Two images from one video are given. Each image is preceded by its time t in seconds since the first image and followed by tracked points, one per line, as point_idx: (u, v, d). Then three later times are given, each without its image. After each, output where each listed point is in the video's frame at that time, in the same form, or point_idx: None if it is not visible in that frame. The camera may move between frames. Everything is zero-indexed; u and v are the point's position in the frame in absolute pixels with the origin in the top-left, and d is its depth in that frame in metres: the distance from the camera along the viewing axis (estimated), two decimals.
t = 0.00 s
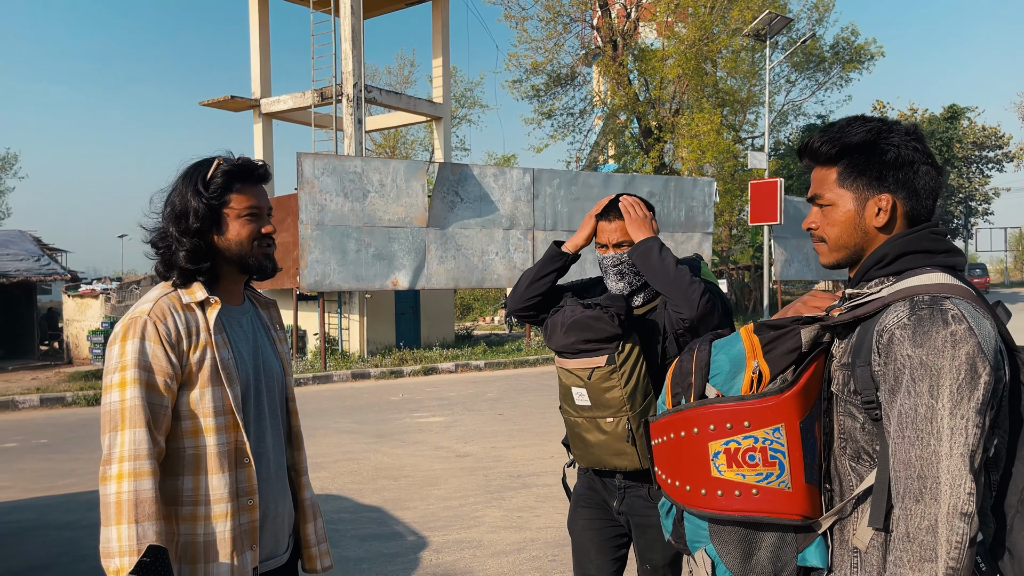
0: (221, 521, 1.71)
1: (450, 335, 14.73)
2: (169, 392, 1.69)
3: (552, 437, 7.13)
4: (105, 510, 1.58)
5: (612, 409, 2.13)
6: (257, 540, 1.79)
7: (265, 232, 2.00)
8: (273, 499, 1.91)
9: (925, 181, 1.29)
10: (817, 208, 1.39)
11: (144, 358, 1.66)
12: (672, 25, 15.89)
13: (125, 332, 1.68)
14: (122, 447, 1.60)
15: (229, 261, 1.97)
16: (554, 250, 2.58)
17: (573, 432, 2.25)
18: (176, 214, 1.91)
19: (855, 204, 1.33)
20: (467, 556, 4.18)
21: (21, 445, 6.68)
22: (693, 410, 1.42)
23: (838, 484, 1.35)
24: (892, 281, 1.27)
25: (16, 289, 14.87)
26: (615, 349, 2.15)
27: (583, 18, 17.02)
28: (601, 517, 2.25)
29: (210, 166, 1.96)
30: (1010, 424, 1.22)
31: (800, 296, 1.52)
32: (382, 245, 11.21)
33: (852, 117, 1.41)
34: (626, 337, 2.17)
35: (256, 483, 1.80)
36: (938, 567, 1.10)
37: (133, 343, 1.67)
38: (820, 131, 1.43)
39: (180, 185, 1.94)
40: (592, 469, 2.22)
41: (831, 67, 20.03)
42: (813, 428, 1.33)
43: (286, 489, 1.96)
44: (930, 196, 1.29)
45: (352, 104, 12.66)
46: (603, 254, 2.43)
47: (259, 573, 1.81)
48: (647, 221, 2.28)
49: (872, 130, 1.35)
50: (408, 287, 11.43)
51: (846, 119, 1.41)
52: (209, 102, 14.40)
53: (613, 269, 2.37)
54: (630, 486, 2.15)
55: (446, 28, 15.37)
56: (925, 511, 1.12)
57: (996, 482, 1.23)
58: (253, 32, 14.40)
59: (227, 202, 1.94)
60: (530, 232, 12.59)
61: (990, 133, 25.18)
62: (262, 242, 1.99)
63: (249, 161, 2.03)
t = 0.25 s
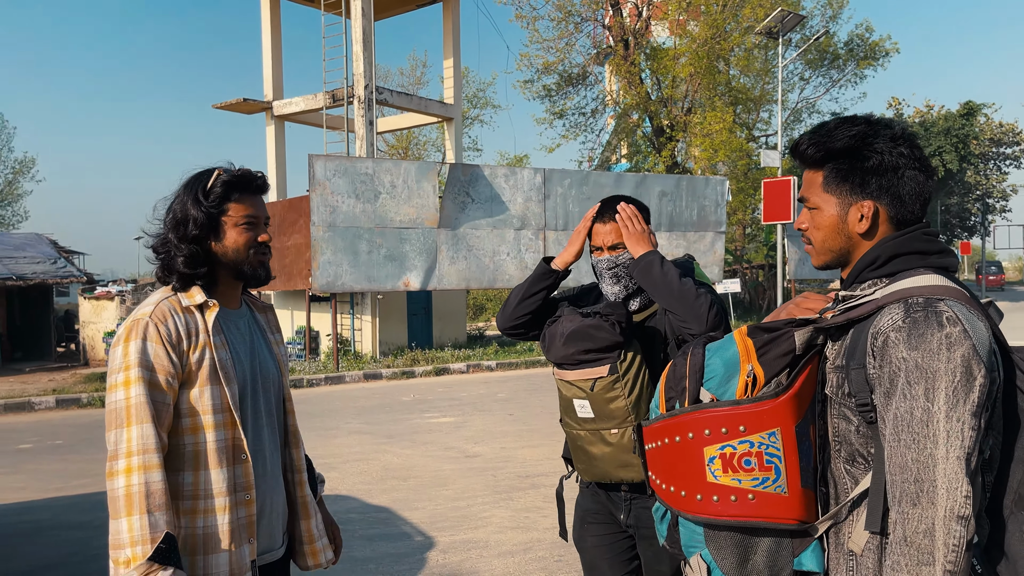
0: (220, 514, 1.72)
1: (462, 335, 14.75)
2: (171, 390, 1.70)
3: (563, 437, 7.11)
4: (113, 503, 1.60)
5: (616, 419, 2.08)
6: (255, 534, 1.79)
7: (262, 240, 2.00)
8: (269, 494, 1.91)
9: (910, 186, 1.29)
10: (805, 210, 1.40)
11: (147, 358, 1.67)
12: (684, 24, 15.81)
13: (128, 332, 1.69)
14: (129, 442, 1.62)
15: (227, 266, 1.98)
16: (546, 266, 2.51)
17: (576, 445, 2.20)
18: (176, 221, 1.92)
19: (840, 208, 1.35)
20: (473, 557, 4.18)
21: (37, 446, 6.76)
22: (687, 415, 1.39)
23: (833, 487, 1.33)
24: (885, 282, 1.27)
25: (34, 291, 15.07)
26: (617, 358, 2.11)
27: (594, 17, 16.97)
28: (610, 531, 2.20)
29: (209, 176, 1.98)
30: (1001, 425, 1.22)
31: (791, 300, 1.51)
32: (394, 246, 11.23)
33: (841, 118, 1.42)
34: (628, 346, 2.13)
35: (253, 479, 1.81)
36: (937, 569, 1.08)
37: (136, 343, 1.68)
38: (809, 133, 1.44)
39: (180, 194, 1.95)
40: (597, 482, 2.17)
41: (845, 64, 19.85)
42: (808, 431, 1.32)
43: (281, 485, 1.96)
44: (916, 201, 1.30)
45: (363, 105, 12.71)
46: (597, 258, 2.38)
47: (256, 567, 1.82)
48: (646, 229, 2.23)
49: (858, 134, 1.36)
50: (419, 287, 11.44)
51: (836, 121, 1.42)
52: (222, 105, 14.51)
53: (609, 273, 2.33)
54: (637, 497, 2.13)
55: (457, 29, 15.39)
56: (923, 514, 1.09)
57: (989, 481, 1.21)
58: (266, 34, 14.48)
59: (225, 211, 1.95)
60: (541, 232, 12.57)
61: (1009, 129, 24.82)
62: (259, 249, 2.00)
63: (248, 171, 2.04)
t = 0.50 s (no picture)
0: (213, 514, 1.77)
1: (475, 335, 14.80)
2: (169, 395, 1.75)
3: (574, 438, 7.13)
4: (110, 500, 1.65)
5: (628, 427, 1.86)
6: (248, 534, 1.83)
7: (269, 255, 2.06)
8: (262, 497, 1.95)
9: (890, 194, 1.32)
10: (789, 216, 1.43)
11: (147, 365, 1.73)
12: (696, 22, 15.75)
13: (133, 340, 1.75)
14: (126, 443, 1.67)
15: (233, 279, 2.03)
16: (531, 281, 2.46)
17: (582, 458, 1.98)
18: (188, 236, 1.97)
19: (821, 215, 1.37)
20: (481, 558, 4.22)
21: (56, 448, 6.89)
22: (672, 425, 1.42)
23: (819, 493, 1.35)
24: (866, 290, 1.29)
25: (53, 295, 15.32)
26: (623, 361, 1.90)
27: (606, 17, 16.94)
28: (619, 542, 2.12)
29: (220, 193, 2.02)
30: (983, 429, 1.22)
31: (778, 306, 1.56)
32: (406, 248, 11.30)
33: (823, 126, 1.45)
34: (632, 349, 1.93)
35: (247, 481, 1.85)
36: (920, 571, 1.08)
37: (138, 350, 1.74)
38: (792, 141, 1.47)
39: (191, 210, 2.00)
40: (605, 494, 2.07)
41: (859, 60, 19.67)
42: (792, 439, 1.34)
43: (277, 488, 2.01)
44: (897, 208, 1.32)
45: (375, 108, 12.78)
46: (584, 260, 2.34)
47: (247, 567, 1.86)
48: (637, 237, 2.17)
49: (839, 141, 1.38)
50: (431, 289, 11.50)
51: (818, 128, 1.45)
52: (236, 110, 14.65)
53: (597, 274, 2.28)
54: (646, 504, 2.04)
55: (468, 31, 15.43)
56: (904, 522, 1.10)
57: (973, 488, 1.21)
58: (278, 39, 14.61)
59: (235, 226, 2.01)
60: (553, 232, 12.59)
61: None
62: (266, 264, 2.06)
63: (257, 189, 2.10)
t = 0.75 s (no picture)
0: (221, 512, 1.81)
1: (495, 336, 14.84)
2: (180, 397, 1.81)
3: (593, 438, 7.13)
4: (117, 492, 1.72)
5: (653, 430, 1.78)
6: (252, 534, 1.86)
7: (288, 264, 2.11)
8: (269, 499, 1.98)
9: (890, 195, 1.31)
10: (792, 219, 1.44)
11: (161, 367, 1.80)
12: (716, 20, 15.67)
13: (151, 342, 1.83)
14: (132, 440, 1.73)
15: (253, 287, 2.08)
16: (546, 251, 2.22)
17: (604, 461, 1.90)
18: (212, 246, 2.03)
19: (821, 217, 1.38)
20: (499, 558, 4.24)
21: (83, 451, 7.05)
22: (676, 427, 1.42)
23: (824, 495, 1.34)
24: (868, 291, 1.29)
25: (81, 300, 15.63)
26: (645, 363, 1.81)
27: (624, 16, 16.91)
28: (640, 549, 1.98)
29: (243, 205, 2.08)
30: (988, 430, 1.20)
31: (782, 309, 1.57)
32: (425, 250, 11.36)
33: (824, 128, 1.45)
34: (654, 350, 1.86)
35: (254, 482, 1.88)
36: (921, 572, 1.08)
37: (154, 352, 1.81)
38: (792, 145, 1.48)
39: (215, 220, 2.06)
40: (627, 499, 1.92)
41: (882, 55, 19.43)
42: (794, 440, 1.35)
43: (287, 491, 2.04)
44: (898, 209, 1.32)
45: (394, 112, 12.88)
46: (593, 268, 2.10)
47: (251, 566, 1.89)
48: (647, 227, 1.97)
49: (837, 144, 1.39)
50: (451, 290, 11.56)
51: (818, 131, 1.46)
52: (257, 115, 14.85)
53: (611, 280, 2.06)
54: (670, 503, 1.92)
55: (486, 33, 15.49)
56: (906, 522, 1.10)
57: (980, 488, 1.19)
58: (299, 44, 14.77)
59: (257, 236, 2.06)
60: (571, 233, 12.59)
61: None
62: (285, 272, 2.10)
63: (278, 201, 2.15)
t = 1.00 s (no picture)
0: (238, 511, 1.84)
1: (512, 337, 14.86)
2: (198, 398, 1.84)
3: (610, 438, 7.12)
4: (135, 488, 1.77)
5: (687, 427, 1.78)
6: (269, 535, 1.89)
7: (308, 268, 2.13)
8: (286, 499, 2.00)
9: (913, 195, 1.31)
10: (813, 220, 1.44)
11: (181, 368, 1.84)
12: (732, 18, 15.56)
13: (171, 343, 1.86)
14: (151, 439, 1.78)
15: (273, 291, 2.11)
16: (588, 229, 2.20)
17: (637, 457, 1.89)
18: (232, 251, 2.07)
19: (843, 217, 1.38)
20: (517, 559, 4.25)
21: (106, 451, 7.15)
22: (697, 427, 1.42)
23: (847, 495, 1.35)
24: (890, 291, 1.29)
25: (103, 302, 15.87)
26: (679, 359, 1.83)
27: (639, 16, 16.84)
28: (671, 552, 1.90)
29: (262, 211, 2.11)
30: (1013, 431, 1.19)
31: (804, 310, 1.57)
32: (442, 251, 11.41)
33: (845, 129, 1.45)
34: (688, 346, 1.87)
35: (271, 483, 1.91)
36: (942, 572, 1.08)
37: (174, 354, 1.85)
38: (813, 145, 1.48)
39: (237, 227, 2.10)
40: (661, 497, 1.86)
41: (901, 52, 19.18)
42: (815, 440, 1.35)
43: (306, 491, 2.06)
44: (920, 210, 1.32)
45: (410, 113, 12.94)
46: (637, 272, 2.05)
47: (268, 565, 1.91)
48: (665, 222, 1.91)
49: (859, 144, 1.39)
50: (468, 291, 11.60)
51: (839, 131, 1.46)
52: (275, 118, 14.98)
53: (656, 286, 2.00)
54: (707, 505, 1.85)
55: (501, 34, 15.52)
56: (926, 522, 1.10)
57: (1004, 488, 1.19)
58: (316, 47, 14.89)
59: (278, 242, 2.09)
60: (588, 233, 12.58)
61: None
62: (305, 276, 2.13)
63: (298, 205, 2.18)
